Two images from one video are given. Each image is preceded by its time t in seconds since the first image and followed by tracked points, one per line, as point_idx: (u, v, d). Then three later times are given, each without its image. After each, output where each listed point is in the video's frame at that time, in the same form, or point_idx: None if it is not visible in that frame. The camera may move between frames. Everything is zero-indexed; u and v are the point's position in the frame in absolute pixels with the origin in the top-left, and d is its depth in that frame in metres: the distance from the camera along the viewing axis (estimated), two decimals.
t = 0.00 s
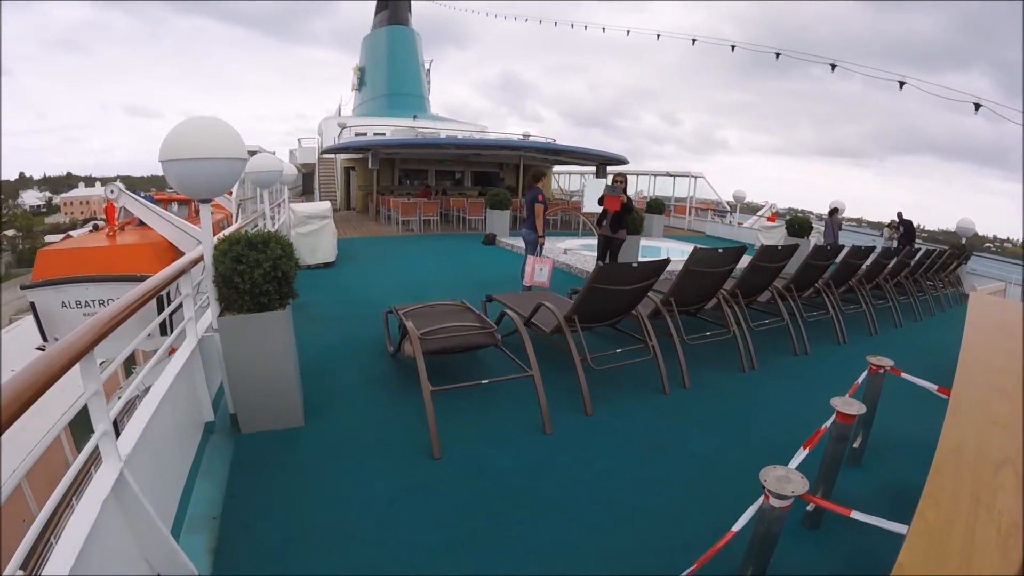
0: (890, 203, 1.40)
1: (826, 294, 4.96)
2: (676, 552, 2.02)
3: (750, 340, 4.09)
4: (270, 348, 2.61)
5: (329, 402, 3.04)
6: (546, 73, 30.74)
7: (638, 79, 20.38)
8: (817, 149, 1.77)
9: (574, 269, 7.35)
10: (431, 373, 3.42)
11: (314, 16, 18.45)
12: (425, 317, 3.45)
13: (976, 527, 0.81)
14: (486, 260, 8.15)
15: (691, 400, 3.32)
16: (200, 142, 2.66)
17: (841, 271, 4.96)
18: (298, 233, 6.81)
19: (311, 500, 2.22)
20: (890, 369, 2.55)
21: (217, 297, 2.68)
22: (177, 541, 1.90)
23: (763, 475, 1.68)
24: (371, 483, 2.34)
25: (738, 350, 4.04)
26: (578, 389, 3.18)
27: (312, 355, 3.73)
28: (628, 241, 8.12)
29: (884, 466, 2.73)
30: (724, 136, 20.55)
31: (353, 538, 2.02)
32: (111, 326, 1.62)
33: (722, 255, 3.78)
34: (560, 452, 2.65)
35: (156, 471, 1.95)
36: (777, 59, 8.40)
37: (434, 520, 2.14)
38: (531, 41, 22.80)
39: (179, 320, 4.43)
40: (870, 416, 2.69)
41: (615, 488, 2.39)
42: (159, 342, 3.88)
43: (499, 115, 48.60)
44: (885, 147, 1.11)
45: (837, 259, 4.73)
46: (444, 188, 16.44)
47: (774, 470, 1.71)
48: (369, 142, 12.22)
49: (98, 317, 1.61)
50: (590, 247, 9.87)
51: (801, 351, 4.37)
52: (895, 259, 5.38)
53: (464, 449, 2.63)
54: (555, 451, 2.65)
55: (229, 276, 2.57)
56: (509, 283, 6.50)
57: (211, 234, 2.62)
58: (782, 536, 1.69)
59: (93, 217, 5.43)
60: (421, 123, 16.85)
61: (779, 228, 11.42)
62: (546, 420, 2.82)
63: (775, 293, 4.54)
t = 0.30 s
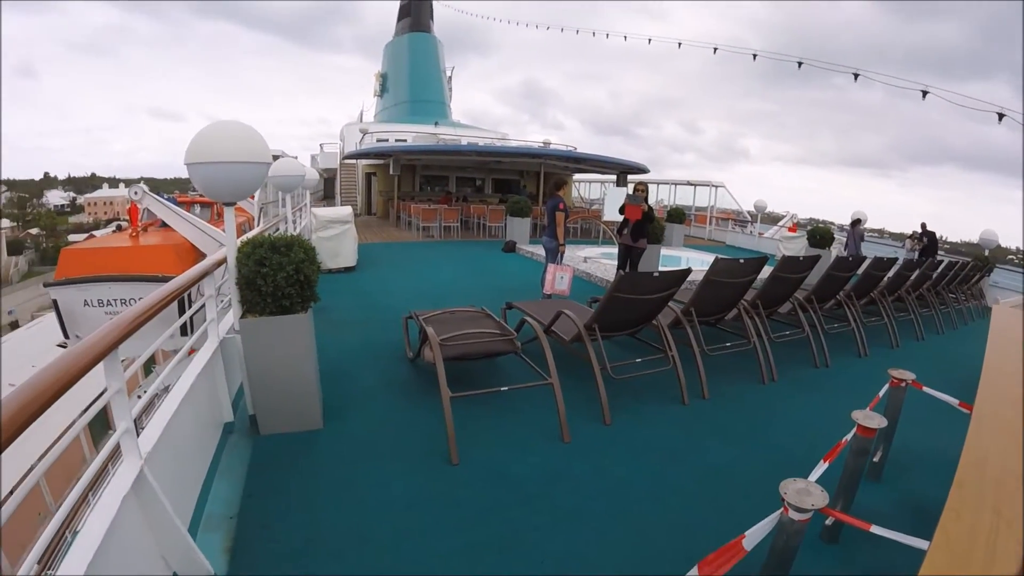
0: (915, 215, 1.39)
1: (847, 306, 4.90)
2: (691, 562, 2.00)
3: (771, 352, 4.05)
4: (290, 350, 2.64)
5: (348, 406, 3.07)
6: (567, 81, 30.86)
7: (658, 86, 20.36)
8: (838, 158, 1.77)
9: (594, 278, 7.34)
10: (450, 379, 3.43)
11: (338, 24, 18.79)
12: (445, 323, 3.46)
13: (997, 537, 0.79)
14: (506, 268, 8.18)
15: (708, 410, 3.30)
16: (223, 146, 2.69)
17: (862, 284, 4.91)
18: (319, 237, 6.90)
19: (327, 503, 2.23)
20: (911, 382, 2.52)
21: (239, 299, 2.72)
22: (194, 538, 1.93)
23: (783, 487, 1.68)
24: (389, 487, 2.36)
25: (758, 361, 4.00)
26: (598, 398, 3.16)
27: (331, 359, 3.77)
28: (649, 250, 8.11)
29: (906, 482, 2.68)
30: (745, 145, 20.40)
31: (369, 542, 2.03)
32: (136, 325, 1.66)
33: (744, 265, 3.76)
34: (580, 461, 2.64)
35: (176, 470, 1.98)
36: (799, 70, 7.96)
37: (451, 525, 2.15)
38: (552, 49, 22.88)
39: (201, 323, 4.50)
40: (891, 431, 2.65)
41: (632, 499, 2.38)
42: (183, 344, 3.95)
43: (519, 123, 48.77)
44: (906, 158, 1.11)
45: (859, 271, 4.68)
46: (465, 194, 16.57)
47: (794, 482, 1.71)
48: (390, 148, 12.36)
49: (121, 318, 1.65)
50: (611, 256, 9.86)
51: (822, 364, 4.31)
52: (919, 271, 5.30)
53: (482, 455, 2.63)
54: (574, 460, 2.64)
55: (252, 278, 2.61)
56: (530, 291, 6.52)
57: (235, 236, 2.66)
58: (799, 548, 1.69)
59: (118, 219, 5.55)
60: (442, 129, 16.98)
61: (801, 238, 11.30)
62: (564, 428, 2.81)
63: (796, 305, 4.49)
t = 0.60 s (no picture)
0: (943, 222, 1.37)
1: (872, 314, 4.82)
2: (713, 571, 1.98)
3: (795, 361, 4.00)
4: (316, 358, 2.68)
5: (372, 413, 3.10)
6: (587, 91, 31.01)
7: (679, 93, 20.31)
8: (863, 165, 1.76)
9: (617, 286, 7.33)
10: (473, 387, 3.45)
11: (361, 36, 19.21)
12: (469, 332, 3.48)
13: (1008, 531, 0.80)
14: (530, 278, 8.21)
15: (731, 419, 3.26)
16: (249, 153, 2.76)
17: (888, 291, 4.83)
18: (342, 246, 7.00)
19: (351, 511, 2.25)
20: (939, 391, 2.47)
21: (265, 307, 2.77)
22: (218, 543, 1.96)
23: (809, 496, 1.67)
24: (413, 496, 2.37)
25: (783, 370, 3.94)
26: (621, 407, 3.15)
27: (354, 367, 3.81)
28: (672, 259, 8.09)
29: (935, 493, 2.62)
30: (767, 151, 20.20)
31: (392, 550, 2.04)
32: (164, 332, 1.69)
33: (768, 273, 3.72)
34: (603, 471, 2.63)
35: (202, 474, 2.02)
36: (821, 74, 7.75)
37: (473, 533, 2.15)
38: (572, 58, 22.97)
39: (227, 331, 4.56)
40: (918, 440, 2.61)
41: (655, 509, 2.36)
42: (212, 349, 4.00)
43: (540, 132, 49.02)
44: (933, 166, 1.11)
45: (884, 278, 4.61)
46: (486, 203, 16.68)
47: (821, 491, 1.69)
48: (414, 158, 12.49)
49: (149, 325, 1.69)
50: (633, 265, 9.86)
51: (847, 373, 4.24)
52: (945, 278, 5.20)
53: (504, 463, 2.64)
54: (597, 469, 2.63)
55: (278, 286, 2.65)
56: (553, 300, 6.53)
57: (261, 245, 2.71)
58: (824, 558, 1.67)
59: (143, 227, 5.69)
60: (464, 139, 17.09)
61: (824, 245, 11.18)
62: (587, 437, 2.80)
63: (821, 313, 4.44)
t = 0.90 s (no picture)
0: (971, 232, 1.35)
1: (901, 327, 4.73)
2: None
3: (822, 375, 3.93)
4: (344, 368, 2.71)
5: (397, 424, 3.12)
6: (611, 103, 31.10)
7: (703, 105, 20.23)
8: (888, 176, 1.74)
9: (642, 299, 7.31)
10: (497, 398, 3.45)
11: (388, 50, 19.62)
12: (495, 343, 3.50)
13: None
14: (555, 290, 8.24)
15: (757, 433, 3.22)
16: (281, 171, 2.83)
17: (914, 303, 4.75)
18: (369, 257, 7.10)
19: (375, 520, 2.26)
20: (967, 406, 2.42)
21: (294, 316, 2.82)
22: (242, 548, 1.99)
23: (836, 511, 1.64)
24: (436, 506, 2.38)
25: (809, 383, 3.88)
26: (647, 420, 3.13)
27: (378, 377, 3.85)
28: (698, 272, 8.05)
29: (965, 510, 2.55)
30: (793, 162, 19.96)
31: (414, 561, 2.05)
32: (193, 339, 1.74)
33: (794, 286, 3.68)
34: (627, 485, 2.60)
35: (228, 481, 2.05)
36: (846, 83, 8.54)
37: (495, 545, 2.15)
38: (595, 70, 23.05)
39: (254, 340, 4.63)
40: (946, 455, 2.55)
41: (678, 523, 2.33)
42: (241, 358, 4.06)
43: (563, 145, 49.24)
44: (961, 176, 1.11)
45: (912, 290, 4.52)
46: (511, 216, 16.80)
47: (848, 506, 1.66)
48: (440, 171, 12.61)
49: (180, 332, 1.74)
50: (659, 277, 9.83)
51: (874, 387, 4.15)
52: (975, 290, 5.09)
53: (528, 475, 2.64)
54: (622, 483, 2.62)
55: (306, 295, 2.69)
56: (578, 312, 6.52)
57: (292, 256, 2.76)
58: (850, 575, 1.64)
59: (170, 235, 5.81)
60: (488, 152, 17.22)
61: (851, 258, 11.08)
62: (612, 450, 2.79)
63: (848, 326, 4.37)
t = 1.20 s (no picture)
0: (993, 232, 1.34)
1: (925, 330, 4.65)
2: None
3: (846, 379, 3.87)
4: (366, 372, 2.74)
5: (419, 428, 3.14)
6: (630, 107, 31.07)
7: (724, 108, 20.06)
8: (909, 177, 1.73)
9: (664, 303, 7.28)
10: (519, 404, 3.45)
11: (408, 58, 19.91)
12: (516, 348, 3.51)
13: None
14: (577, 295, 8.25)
15: (780, 439, 3.17)
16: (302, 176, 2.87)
17: (939, 306, 4.66)
18: (391, 263, 7.17)
19: (397, 524, 2.28)
20: (994, 410, 2.37)
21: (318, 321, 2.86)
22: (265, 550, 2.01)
23: (860, 516, 1.62)
24: (456, 510, 2.39)
25: (833, 388, 3.82)
26: (669, 425, 3.11)
27: (400, 382, 3.88)
28: (720, 276, 8.00)
29: (992, 517, 2.48)
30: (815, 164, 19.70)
31: (436, 564, 2.06)
32: (218, 343, 1.78)
33: (817, 290, 3.64)
34: (649, 490, 2.59)
35: (252, 485, 2.08)
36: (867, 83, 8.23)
37: (514, 550, 2.15)
38: (615, 74, 23.01)
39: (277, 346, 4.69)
40: (972, 460, 2.50)
41: (699, 528, 2.31)
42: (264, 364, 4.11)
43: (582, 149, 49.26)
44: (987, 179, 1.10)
45: (937, 293, 4.44)
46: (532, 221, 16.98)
47: (873, 511, 1.64)
48: (461, 177, 12.69)
49: (205, 336, 1.78)
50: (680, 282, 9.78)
51: (900, 391, 4.08)
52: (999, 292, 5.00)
53: (550, 480, 2.64)
54: (644, 488, 2.60)
55: (330, 300, 2.72)
56: (600, 316, 6.52)
57: (316, 262, 2.81)
58: None
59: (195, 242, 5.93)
60: (509, 157, 17.26)
61: (875, 260, 10.92)
62: (635, 456, 2.77)
63: (872, 330, 4.30)
